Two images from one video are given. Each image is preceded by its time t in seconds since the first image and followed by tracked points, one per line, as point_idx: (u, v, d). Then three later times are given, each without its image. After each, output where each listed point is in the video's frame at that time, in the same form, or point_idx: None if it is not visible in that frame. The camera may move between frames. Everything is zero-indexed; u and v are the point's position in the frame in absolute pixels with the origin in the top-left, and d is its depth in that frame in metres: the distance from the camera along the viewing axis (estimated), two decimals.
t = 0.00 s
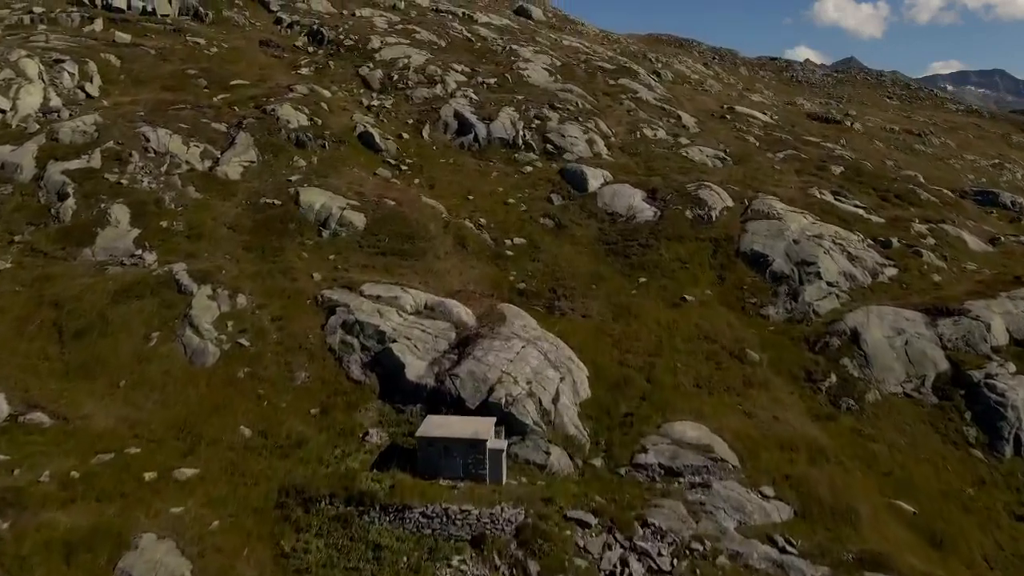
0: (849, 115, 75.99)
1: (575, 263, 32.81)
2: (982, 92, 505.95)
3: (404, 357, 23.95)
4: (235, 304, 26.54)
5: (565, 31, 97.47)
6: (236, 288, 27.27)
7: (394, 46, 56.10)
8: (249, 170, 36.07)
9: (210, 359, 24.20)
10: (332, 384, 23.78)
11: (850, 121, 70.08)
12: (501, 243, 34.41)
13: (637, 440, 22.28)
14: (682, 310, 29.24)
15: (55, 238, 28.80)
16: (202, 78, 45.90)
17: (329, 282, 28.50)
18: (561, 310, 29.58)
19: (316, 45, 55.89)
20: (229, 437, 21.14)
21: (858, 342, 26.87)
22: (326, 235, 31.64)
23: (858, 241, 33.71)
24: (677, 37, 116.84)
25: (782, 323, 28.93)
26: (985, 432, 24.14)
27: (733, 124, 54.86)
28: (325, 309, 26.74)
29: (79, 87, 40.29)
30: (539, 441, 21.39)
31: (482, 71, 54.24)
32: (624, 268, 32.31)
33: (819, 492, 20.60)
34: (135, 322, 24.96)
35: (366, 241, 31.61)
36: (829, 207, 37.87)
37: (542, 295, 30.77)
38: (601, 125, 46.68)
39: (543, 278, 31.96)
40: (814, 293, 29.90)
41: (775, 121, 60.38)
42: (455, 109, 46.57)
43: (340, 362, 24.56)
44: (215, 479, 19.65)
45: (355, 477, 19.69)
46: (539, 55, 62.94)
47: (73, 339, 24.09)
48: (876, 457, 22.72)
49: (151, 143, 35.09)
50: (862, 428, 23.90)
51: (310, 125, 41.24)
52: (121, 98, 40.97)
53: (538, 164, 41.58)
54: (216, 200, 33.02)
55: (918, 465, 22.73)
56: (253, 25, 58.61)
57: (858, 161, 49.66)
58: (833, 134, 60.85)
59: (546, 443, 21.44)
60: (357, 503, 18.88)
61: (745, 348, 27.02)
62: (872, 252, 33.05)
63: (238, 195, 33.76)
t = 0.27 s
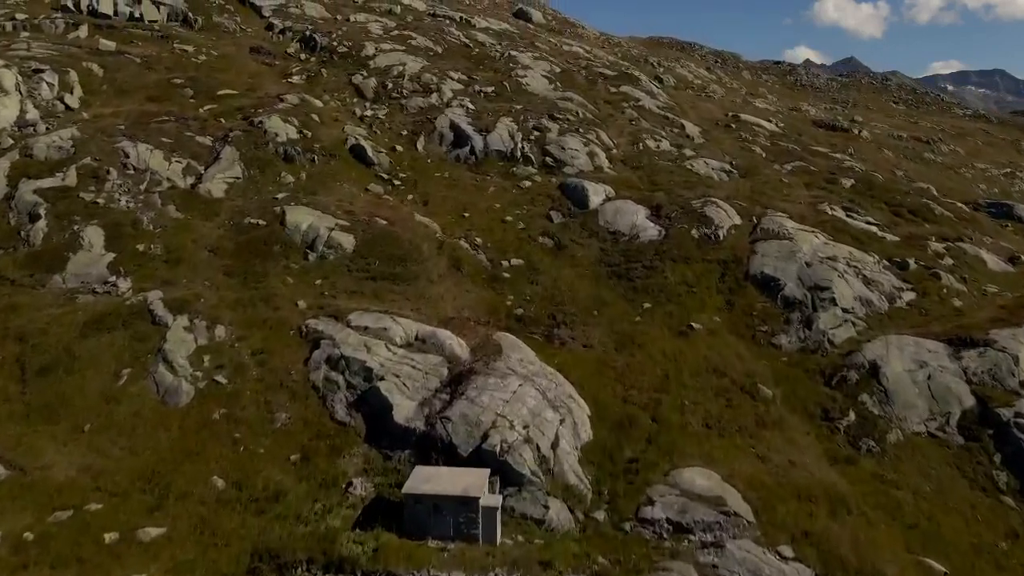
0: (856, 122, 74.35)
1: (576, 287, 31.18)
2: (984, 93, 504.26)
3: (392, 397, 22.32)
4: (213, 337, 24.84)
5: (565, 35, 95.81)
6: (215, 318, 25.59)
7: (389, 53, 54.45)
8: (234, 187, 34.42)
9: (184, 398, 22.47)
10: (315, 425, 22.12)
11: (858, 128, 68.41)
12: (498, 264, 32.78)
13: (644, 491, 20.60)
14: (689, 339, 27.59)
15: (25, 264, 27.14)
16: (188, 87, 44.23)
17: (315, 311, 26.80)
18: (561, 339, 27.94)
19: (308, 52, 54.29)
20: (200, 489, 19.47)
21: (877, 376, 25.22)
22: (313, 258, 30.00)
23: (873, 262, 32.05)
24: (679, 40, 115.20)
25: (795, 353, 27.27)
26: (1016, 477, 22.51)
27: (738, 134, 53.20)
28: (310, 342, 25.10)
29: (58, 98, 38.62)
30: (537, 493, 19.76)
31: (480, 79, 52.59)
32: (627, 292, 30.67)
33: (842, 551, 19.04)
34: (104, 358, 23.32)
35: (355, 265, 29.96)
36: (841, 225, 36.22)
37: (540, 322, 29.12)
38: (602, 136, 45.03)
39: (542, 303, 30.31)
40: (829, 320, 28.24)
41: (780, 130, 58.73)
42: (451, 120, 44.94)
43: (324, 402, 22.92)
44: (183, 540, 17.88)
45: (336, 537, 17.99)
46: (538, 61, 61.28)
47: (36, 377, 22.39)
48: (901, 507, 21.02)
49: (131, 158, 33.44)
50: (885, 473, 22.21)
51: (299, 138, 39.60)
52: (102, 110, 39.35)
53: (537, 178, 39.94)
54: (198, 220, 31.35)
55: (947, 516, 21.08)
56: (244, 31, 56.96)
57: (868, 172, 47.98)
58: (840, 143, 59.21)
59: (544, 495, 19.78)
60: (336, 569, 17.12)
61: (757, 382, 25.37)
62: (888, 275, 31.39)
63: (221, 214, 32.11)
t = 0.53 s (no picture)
0: (862, 129, 72.69)
1: (576, 313, 29.56)
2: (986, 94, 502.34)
3: (379, 443, 20.69)
4: (187, 373, 23.18)
5: (565, 39, 94.16)
6: (190, 352, 23.93)
7: (383, 60, 52.80)
8: (217, 205, 32.77)
9: (153, 444, 20.79)
10: (295, 475, 20.48)
11: (865, 136, 66.76)
12: (494, 288, 31.13)
13: (651, 550, 18.97)
14: (697, 372, 25.96)
15: None
16: (174, 98, 42.58)
17: (298, 344, 25.15)
18: (561, 372, 26.31)
19: (300, 59, 52.66)
20: (166, 550, 17.81)
21: (899, 415, 23.58)
22: (298, 284, 28.36)
23: (889, 286, 30.40)
24: (680, 44, 113.57)
25: (810, 387, 25.62)
26: None
27: (743, 144, 51.54)
28: (292, 379, 23.44)
29: (35, 111, 36.96)
30: (535, 554, 18.11)
31: (477, 87, 50.95)
32: (631, 319, 29.04)
33: None
34: (69, 399, 21.68)
35: (342, 290, 28.31)
36: (854, 244, 34.56)
37: (539, 352, 27.46)
38: (603, 148, 43.37)
39: (540, 331, 28.67)
40: (845, 351, 26.58)
41: (786, 139, 57.09)
42: (446, 131, 43.28)
43: (305, 447, 21.28)
44: None
45: None
46: (538, 67, 59.63)
47: None
48: (930, 566, 19.35)
49: (108, 176, 31.79)
50: (911, 526, 20.54)
51: (287, 152, 37.94)
52: (81, 122, 37.70)
53: (535, 193, 38.30)
54: (177, 242, 29.70)
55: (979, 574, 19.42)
56: (234, 38, 55.33)
57: (879, 184, 46.32)
58: (848, 152, 57.53)
59: (543, 557, 18.13)
60: None
61: (770, 421, 23.71)
62: (906, 300, 29.74)
63: (203, 235, 30.47)
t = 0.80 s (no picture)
0: (869, 136, 71.05)
1: (577, 342, 28.00)
2: (987, 95, 500.63)
3: (363, 496, 19.11)
4: (159, 415, 21.57)
5: (565, 43, 92.58)
6: (163, 391, 22.31)
7: (377, 68, 51.22)
8: (199, 226, 31.17)
9: (118, 496, 19.16)
10: (272, 531, 18.90)
11: (872, 143, 65.15)
12: (490, 314, 29.56)
13: None
14: (705, 409, 24.39)
15: None
16: (158, 109, 40.99)
17: (280, 380, 23.56)
18: (561, 408, 24.73)
19: (291, 67, 51.10)
20: None
21: (923, 459, 21.99)
22: (282, 312, 26.76)
23: (907, 312, 28.81)
24: (682, 47, 112.03)
25: (826, 426, 24.02)
26: None
27: (749, 154, 49.94)
28: (272, 421, 21.86)
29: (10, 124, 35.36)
30: None
31: (474, 96, 49.36)
32: (634, 349, 27.48)
33: None
34: (30, 447, 20.09)
35: (329, 319, 26.72)
36: (868, 265, 32.94)
37: (537, 385, 25.87)
38: (604, 160, 41.79)
39: (539, 362, 27.09)
40: (863, 386, 24.98)
41: (792, 148, 55.54)
42: (442, 143, 41.68)
43: (284, 499, 19.73)
44: None
45: None
46: (537, 74, 58.04)
47: None
48: None
49: (84, 196, 30.19)
50: None
51: (275, 167, 36.34)
52: (59, 136, 36.10)
53: (534, 210, 36.73)
54: (155, 267, 28.09)
55: None
56: (224, 44, 53.76)
57: (890, 197, 44.74)
58: (856, 162, 55.92)
59: None
60: None
61: (785, 465, 22.14)
62: (925, 327, 28.14)
63: (183, 258, 28.87)
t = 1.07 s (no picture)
0: (875, 144, 69.50)
1: (577, 374, 26.48)
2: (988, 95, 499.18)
3: (346, 558, 17.56)
4: (127, 463, 19.98)
5: (564, 47, 91.04)
6: (133, 436, 20.72)
7: (371, 76, 49.67)
8: (180, 248, 29.61)
9: (78, 557, 17.54)
10: None
11: (879, 152, 63.62)
12: (486, 343, 28.02)
13: None
14: (715, 451, 22.86)
15: None
16: (142, 121, 39.44)
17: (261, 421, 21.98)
18: (560, 449, 23.17)
19: (283, 75, 49.57)
20: None
21: (951, 509, 20.42)
22: (265, 344, 25.20)
23: (927, 341, 27.24)
24: (683, 51, 110.51)
25: (844, 469, 22.46)
26: None
27: (755, 166, 48.40)
28: (250, 468, 20.28)
29: None
30: None
31: (471, 106, 47.82)
32: (638, 382, 25.94)
33: None
34: None
35: (315, 351, 25.16)
36: (883, 287, 31.39)
37: (535, 422, 24.32)
38: (606, 175, 40.25)
39: (537, 396, 25.54)
40: (883, 424, 23.39)
41: (799, 158, 54.00)
42: (437, 156, 40.13)
43: (260, 559, 18.18)
44: None
45: None
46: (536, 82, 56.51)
47: None
48: None
49: (58, 218, 28.64)
50: None
51: (262, 183, 34.82)
52: (36, 152, 34.56)
53: (532, 228, 35.19)
54: (131, 294, 26.52)
55: None
56: (214, 52, 52.24)
57: (901, 212, 43.21)
58: (865, 172, 54.39)
59: None
60: None
61: (802, 516, 20.60)
62: (946, 359, 26.58)
63: (161, 284, 27.29)
